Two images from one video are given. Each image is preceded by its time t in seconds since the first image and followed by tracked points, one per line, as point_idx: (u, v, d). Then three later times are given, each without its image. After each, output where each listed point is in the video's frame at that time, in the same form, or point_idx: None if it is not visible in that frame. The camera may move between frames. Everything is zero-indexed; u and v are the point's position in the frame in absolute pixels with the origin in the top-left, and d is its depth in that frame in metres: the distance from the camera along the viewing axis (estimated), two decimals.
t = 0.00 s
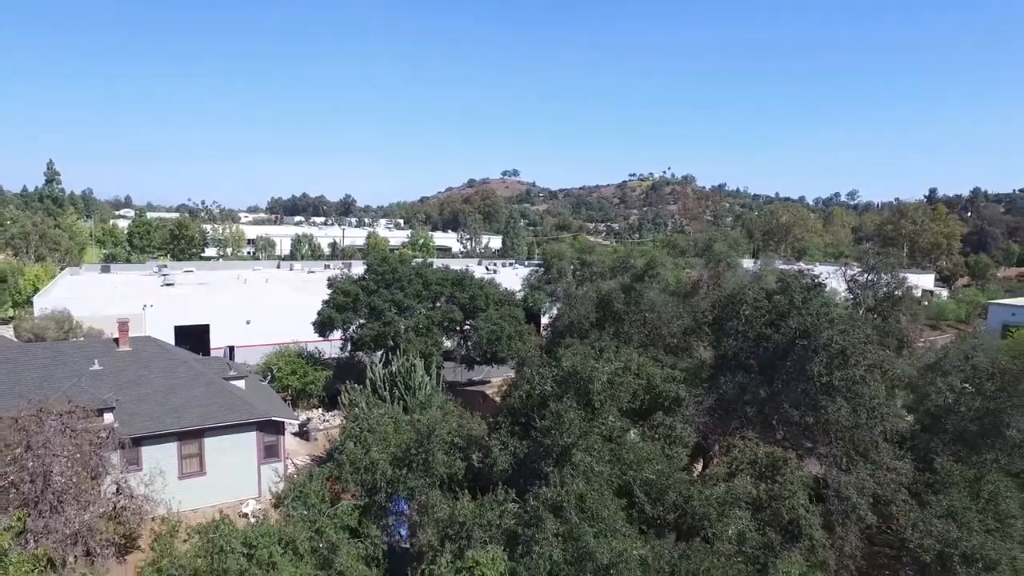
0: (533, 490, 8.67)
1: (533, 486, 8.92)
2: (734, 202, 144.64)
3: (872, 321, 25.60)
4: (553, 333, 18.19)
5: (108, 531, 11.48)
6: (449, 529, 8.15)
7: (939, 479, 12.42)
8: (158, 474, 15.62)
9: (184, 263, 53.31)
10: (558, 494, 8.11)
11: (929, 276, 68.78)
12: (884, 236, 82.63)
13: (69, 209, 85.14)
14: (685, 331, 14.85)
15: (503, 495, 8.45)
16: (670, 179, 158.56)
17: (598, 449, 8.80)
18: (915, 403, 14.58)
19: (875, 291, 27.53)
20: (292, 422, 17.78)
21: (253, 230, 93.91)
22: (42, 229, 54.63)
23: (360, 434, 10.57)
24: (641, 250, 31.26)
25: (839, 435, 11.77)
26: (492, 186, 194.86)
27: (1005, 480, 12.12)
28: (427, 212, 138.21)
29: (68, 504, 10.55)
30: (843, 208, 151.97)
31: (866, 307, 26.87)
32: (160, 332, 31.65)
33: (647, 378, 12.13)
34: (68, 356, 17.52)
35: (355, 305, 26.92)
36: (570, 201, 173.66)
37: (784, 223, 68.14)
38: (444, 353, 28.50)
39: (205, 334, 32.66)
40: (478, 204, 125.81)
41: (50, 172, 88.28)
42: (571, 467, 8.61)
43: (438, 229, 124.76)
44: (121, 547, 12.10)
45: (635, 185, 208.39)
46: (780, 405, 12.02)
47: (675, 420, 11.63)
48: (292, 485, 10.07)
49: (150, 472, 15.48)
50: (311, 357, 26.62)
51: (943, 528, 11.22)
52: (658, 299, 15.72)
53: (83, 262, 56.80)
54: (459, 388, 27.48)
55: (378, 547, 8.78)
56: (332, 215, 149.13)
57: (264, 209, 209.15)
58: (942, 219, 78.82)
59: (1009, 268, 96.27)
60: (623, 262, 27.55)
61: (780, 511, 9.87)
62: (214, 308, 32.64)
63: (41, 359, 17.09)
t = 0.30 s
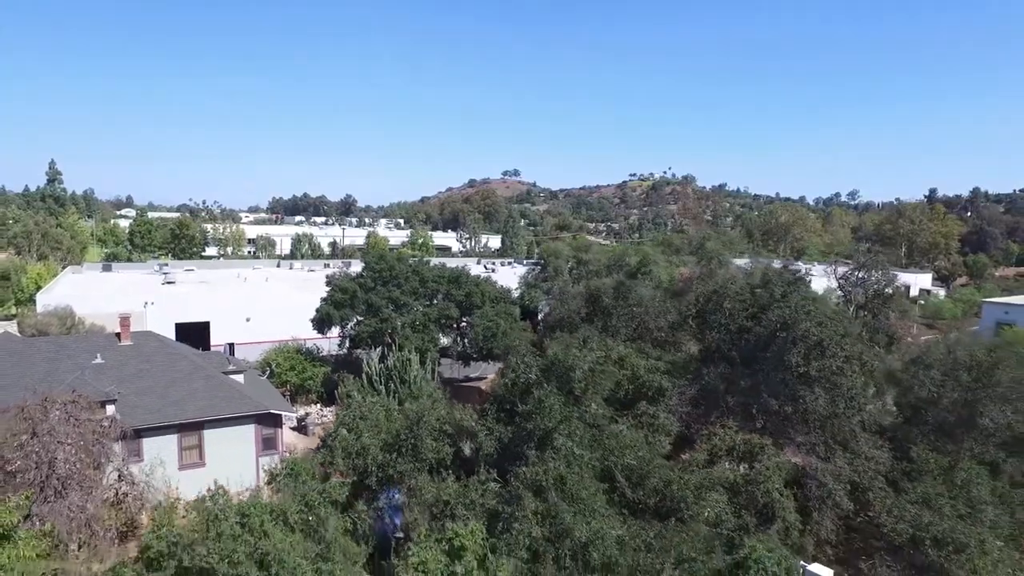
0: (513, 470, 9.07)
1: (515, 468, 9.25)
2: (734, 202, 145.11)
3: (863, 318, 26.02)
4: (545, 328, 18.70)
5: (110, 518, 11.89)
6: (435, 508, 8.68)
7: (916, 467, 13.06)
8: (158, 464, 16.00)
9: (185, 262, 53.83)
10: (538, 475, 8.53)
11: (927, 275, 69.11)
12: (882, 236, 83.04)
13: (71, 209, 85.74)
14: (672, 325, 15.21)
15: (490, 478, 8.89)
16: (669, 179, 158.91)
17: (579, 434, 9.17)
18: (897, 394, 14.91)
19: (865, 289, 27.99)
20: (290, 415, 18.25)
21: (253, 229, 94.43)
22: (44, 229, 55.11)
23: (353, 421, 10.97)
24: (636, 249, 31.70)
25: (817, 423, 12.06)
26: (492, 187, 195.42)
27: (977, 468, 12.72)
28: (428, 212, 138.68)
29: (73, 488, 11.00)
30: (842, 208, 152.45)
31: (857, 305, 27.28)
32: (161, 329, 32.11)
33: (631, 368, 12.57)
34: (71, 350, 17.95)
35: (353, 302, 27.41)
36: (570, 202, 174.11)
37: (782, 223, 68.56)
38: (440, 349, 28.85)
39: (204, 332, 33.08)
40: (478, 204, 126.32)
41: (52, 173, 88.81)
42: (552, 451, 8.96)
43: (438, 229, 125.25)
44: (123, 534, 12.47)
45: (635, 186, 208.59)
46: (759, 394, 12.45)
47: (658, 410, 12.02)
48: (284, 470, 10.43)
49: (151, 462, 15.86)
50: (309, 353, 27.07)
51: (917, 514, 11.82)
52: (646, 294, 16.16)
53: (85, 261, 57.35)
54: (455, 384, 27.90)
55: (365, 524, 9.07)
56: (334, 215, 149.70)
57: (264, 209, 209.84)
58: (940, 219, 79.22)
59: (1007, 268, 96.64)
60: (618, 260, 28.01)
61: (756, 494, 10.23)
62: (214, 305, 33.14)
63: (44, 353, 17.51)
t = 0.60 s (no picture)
0: (494, 446, 9.54)
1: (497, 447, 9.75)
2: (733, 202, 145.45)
3: (853, 314, 26.43)
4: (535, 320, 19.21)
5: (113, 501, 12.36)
6: (420, 481, 9.22)
7: (891, 453, 13.65)
8: (159, 452, 16.47)
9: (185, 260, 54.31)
10: (518, 451, 8.98)
11: (925, 274, 69.38)
12: (880, 235, 83.45)
13: (72, 208, 86.25)
14: (657, 317, 15.66)
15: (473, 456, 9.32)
16: (669, 178, 159.14)
17: (558, 415, 9.66)
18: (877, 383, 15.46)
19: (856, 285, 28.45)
20: (288, 405, 18.74)
21: (254, 228, 94.94)
22: (46, 228, 55.57)
23: (345, 405, 11.45)
24: (631, 246, 32.08)
25: (795, 409, 12.66)
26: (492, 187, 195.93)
27: (948, 453, 13.35)
28: (428, 211, 139.13)
29: (77, 469, 11.46)
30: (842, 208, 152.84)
31: (847, 301, 27.78)
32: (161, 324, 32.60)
33: (615, 357, 13.01)
34: (74, 342, 18.42)
35: (350, 297, 27.82)
36: (570, 201, 174.55)
37: (781, 222, 68.93)
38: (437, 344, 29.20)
39: (205, 327, 33.60)
40: (478, 203, 126.78)
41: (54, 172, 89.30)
42: (534, 430, 9.44)
43: (438, 228, 125.67)
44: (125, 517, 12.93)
45: (636, 186, 208.88)
46: (737, 379, 12.88)
47: (641, 396, 12.43)
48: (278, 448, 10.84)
49: (152, 450, 16.32)
50: (308, 348, 27.53)
51: (889, 496, 12.49)
52: (633, 287, 16.64)
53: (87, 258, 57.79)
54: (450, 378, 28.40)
55: (355, 490, 9.65)
56: (334, 215, 150.17)
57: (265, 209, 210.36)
58: (938, 219, 79.52)
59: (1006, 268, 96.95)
60: (612, 256, 28.52)
61: (730, 474, 10.69)
62: (215, 301, 33.68)
63: (48, 345, 17.99)
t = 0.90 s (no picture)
0: (477, 424, 9.95)
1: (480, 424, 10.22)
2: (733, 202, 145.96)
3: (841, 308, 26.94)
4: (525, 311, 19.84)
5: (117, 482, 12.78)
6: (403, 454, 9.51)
7: (865, 437, 14.17)
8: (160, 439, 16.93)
9: (185, 257, 54.91)
10: (501, 428, 9.45)
11: (922, 273, 69.78)
12: (878, 234, 84.01)
13: (74, 206, 86.83)
14: (642, 308, 15.96)
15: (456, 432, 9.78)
16: (669, 178, 159.67)
17: (539, 395, 10.25)
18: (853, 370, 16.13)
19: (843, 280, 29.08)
20: (286, 395, 19.29)
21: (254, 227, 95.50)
22: (48, 225, 56.03)
23: (338, 387, 12.00)
24: (625, 242, 32.54)
25: (771, 395, 13.17)
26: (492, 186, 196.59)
27: (917, 437, 13.95)
28: (428, 211, 139.61)
29: (82, 447, 11.83)
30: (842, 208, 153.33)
31: (834, 295, 28.42)
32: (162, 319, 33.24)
33: (597, 345, 13.29)
34: (78, 333, 18.96)
35: (347, 292, 28.42)
36: (570, 201, 175.08)
37: (778, 221, 69.49)
38: (433, 339, 29.43)
39: (205, 322, 34.28)
40: (478, 203, 127.28)
41: (56, 171, 89.79)
42: (515, 408, 9.97)
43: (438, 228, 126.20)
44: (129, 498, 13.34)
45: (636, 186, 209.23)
46: (715, 365, 13.34)
47: (623, 382, 12.87)
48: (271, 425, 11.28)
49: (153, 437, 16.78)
50: (306, 342, 28.09)
51: (861, 478, 13.08)
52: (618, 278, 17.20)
53: (88, 255, 58.34)
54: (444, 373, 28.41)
55: (343, 462, 9.97)
56: (335, 214, 150.60)
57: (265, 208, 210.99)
58: (935, 218, 80.07)
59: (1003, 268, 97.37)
60: (605, 252, 29.14)
61: (703, 453, 11.17)
62: (215, 297, 34.34)
63: (52, 336, 18.52)
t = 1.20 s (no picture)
0: (459, 403, 10.51)
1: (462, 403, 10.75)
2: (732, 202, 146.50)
3: (827, 303, 27.56)
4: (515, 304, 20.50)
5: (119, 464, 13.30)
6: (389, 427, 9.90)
7: (838, 422, 14.77)
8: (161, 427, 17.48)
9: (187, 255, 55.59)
10: (481, 405, 10.07)
11: (918, 272, 70.27)
12: (875, 233, 84.59)
13: (75, 205, 87.46)
14: (626, 299, 16.49)
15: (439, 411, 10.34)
16: (669, 178, 160.25)
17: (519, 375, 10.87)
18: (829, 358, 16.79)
19: (831, 275, 29.73)
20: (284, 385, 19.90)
21: (255, 226, 96.14)
22: (50, 223, 56.72)
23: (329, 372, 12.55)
24: (618, 239, 33.12)
25: (746, 381, 13.73)
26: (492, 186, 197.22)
27: (887, 422, 14.55)
28: (428, 211, 140.29)
29: (85, 430, 12.34)
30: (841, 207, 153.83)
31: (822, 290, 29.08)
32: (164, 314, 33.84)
33: (580, 333, 13.76)
34: (81, 325, 19.56)
35: (344, 287, 28.85)
36: (570, 201, 175.60)
37: (775, 220, 70.09)
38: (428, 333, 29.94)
39: (206, 317, 34.88)
40: (478, 202, 127.89)
41: (58, 170, 90.48)
42: (497, 388, 10.58)
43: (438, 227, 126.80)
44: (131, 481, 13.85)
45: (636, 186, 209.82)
46: (692, 352, 14.00)
47: (604, 368, 13.41)
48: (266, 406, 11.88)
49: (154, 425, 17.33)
50: (304, 337, 28.66)
51: (833, 460, 13.63)
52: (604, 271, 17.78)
53: (91, 253, 59.01)
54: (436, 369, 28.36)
55: (333, 441, 10.61)
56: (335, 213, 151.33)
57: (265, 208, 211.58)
58: (932, 217, 80.62)
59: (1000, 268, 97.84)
60: (597, 248, 29.79)
61: (677, 433, 11.68)
62: (216, 293, 35.00)
63: (57, 327, 19.11)
